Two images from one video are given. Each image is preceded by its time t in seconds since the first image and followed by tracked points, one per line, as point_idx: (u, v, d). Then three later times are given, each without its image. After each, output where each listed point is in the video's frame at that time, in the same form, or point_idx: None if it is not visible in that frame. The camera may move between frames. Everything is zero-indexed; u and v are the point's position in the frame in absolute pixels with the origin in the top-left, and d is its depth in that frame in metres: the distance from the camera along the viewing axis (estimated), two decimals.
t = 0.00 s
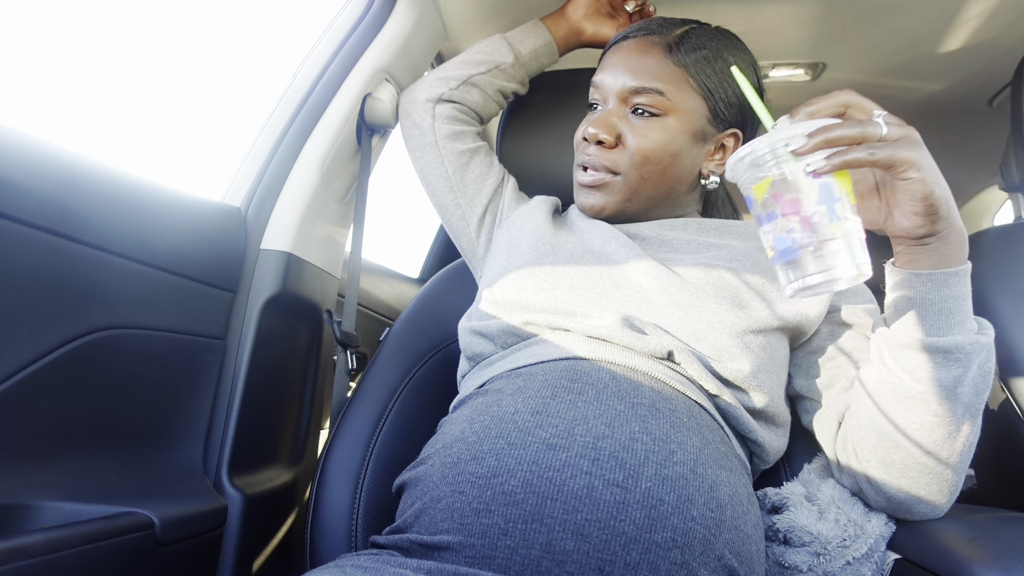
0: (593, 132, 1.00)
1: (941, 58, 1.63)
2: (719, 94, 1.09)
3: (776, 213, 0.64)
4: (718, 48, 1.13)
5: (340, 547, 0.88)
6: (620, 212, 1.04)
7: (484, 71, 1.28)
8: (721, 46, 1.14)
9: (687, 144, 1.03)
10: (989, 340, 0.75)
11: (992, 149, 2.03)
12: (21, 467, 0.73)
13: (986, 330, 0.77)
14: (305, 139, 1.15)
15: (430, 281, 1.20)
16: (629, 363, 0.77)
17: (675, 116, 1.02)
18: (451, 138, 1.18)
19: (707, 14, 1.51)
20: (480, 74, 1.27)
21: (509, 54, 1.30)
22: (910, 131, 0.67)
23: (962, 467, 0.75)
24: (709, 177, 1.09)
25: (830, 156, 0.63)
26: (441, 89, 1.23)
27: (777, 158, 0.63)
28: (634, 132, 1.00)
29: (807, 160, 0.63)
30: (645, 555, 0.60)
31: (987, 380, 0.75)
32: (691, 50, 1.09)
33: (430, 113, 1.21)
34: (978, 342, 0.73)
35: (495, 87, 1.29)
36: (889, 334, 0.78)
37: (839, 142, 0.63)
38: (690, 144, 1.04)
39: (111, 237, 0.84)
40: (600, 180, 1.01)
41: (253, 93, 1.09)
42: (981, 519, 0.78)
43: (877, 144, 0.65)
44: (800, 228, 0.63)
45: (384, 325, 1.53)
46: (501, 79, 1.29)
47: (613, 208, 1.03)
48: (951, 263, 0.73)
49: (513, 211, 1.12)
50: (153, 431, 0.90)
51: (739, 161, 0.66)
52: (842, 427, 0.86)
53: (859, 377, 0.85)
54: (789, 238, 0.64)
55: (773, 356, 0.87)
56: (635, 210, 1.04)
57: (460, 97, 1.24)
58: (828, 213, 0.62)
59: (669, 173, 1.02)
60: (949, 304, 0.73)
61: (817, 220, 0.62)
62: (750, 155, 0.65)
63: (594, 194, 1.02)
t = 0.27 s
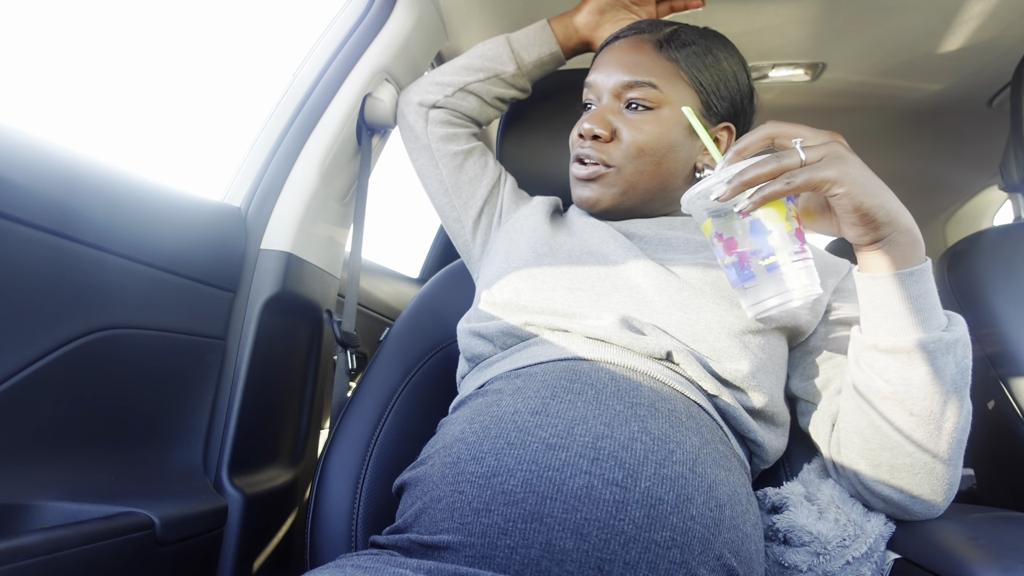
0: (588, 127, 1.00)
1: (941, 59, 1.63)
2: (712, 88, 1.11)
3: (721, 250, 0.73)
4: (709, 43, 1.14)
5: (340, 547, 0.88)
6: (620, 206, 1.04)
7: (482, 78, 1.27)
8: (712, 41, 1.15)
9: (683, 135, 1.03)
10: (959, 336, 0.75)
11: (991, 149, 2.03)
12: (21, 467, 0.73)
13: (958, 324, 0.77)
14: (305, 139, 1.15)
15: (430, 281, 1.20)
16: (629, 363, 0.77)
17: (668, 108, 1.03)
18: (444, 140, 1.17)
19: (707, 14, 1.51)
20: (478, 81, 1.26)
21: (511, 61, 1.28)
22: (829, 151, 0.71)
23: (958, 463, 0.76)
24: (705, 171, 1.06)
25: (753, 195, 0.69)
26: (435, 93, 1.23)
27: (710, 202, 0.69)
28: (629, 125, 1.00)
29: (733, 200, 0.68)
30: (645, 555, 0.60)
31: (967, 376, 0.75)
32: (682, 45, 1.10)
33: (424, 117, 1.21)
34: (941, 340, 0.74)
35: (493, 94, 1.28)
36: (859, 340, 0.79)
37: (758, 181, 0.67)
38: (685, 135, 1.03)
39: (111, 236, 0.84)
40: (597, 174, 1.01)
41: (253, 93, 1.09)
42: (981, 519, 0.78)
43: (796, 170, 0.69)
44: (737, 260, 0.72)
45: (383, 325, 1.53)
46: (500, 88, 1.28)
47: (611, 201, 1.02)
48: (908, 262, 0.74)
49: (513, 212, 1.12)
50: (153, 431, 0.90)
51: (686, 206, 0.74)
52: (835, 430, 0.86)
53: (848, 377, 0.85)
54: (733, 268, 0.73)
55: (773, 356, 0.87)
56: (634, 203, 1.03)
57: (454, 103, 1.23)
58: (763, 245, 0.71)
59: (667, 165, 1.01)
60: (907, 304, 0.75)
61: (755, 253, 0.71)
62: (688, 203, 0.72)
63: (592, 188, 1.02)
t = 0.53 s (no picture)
0: (598, 121, 1.00)
1: (941, 58, 1.63)
2: (718, 86, 1.12)
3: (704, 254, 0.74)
4: (714, 44, 1.17)
5: (340, 547, 0.88)
6: (628, 201, 1.03)
7: (484, 92, 1.24)
8: (717, 43, 1.18)
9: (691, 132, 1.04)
10: (944, 333, 0.75)
11: (991, 149, 2.03)
12: (21, 467, 0.73)
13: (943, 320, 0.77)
14: (305, 139, 1.16)
15: (430, 281, 1.20)
16: (629, 362, 0.77)
17: (677, 104, 1.04)
18: (443, 140, 1.17)
19: (706, 14, 1.51)
20: (479, 95, 1.23)
21: (515, 81, 1.25)
22: (805, 155, 0.72)
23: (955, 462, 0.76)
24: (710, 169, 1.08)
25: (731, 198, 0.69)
26: (433, 102, 1.21)
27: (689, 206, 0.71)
28: (639, 120, 1.01)
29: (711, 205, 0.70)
30: (644, 554, 0.60)
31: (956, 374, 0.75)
32: (690, 44, 1.12)
33: (421, 122, 1.19)
34: (926, 339, 0.74)
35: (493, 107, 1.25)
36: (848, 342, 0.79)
37: (734, 184, 0.68)
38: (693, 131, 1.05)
39: (111, 237, 0.84)
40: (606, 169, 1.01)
41: (253, 93, 1.09)
42: (980, 519, 0.78)
43: (772, 173, 0.70)
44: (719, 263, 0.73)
45: (383, 325, 1.53)
46: (500, 102, 1.25)
47: (621, 198, 1.02)
48: (891, 263, 0.76)
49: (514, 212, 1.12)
50: (153, 431, 0.90)
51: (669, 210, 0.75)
52: (832, 431, 0.86)
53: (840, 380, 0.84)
54: (716, 271, 0.74)
55: (773, 356, 0.87)
56: (642, 199, 1.03)
57: (452, 114, 1.21)
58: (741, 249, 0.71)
59: (677, 161, 1.01)
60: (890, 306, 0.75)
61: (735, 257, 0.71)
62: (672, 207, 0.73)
63: (601, 183, 1.02)
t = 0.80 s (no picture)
0: (606, 120, 1.00)
1: (941, 58, 1.63)
2: (723, 86, 1.12)
3: (698, 251, 0.73)
4: (719, 45, 1.17)
5: (340, 547, 0.88)
6: (634, 201, 1.03)
7: (484, 93, 1.23)
8: (721, 43, 1.18)
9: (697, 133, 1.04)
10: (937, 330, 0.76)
11: (991, 149, 2.03)
12: (21, 467, 0.73)
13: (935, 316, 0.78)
14: (305, 139, 1.15)
15: (430, 281, 1.20)
16: (629, 362, 0.77)
17: (683, 104, 1.04)
18: (443, 141, 1.17)
19: (707, 14, 1.51)
20: (479, 97, 1.23)
21: (515, 83, 1.24)
22: (801, 152, 0.73)
23: (953, 461, 0.76)
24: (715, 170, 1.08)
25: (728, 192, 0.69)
26: (432, 102, 1.21)
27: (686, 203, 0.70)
28: (645, 119, 1.01)
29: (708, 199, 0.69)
30: (645, 554, 0.60)
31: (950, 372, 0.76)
32: (694, 45, 1.13)
33: (421, 122, 1.19)
34: (921, 339, 0.74)
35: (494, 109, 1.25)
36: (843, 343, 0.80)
37: (731, 179, 0.68)
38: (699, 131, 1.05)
39: (111, 237, 0.84)
40: (613, 169, 1.00)
41: (253, 93, 1.09)
42: (980, 519, 0.78)
43: (769, 169, 0.71)
44: (713, 261, 0.72)
45: (384, 325, 1.53)
46: (500, 103, 1.25)
47: (628, 197, 1.02)
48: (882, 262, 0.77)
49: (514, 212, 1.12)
50: (153, 432, 0.90)
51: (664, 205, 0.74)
52: (830, 433, 0.86)
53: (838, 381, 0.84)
54: (709, 269, 0.73)
55: (773, 356, 0.87)
56: (648, 199, 1.03)
57: (452, 115, 1.21)
58: (736, 246, 0.70)
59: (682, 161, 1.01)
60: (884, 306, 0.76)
61: (730, 252, 0.70)
62: (668, 203, 0.72)
63: (608, 182, 1.02)
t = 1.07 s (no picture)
0: (611, 119, 0.99)
1: (941, 58, 1.63)
2: (727, 86, 1.13)
3: (674, 251, 0.74)
4: (722, 45, 1.17)
5: (340, 547, 0.88)
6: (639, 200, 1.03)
7: (484, 94, 1.23)
8: (724, 43, 1.19)
9: (700, 133, 1.05)
10: (907, 330, 0.75)
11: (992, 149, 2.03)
12: (22, 466, 0.73)
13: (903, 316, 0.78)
14: (304, 139, 1.15)
15: (430, 281, 1.20)
16: (629, 362, 0.77)
17: (688, 104, 1.04)
18: (443, 141, 1.17)
19: (706, 14, 1.51)
20: (479, 98, 1.23)
21: (515, 84, 1.24)
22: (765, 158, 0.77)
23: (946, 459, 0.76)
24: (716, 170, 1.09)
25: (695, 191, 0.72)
26: (433, 103, 1.21)
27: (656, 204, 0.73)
28: (651, 119, 1.01)
29: (676, 199, 0.73)
30: (645, 554, 0.60)
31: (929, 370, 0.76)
32: (698, 45, 1.13)
33: (421, 123, 1.19)
34: (893, 339, 0.74)
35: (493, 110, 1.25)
36: (816, 347, 0.79)
37: (696, 178, 0.72)
38: (703, 131, 1.05)
39: (111, 237, 0.84)
40: (619, 167, 1.00)
41: (253, 93, 1.09)
42: (980, 519, 0.78)
43: (734, 172, 0.74)
44: (691, 257, 0.73)
45: (384, 325, 1.53)
46: (500, 105, 1.25)
47: (631, 197, 1.02)
48: (847, 267, 0.78)
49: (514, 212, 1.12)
50: (153, 432, 0.90)
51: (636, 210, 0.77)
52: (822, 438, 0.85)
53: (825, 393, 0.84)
54: (689, 266, 0.74)
55: (772, 356, 0.87)
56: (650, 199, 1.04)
57: (452, 116, 1.21)
58: (710, 239, 0.72)
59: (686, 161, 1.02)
60: (849, 309, 0.76)
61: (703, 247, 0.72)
62: (639, 208, 0.76)
63: (612, 181, 1.02)
